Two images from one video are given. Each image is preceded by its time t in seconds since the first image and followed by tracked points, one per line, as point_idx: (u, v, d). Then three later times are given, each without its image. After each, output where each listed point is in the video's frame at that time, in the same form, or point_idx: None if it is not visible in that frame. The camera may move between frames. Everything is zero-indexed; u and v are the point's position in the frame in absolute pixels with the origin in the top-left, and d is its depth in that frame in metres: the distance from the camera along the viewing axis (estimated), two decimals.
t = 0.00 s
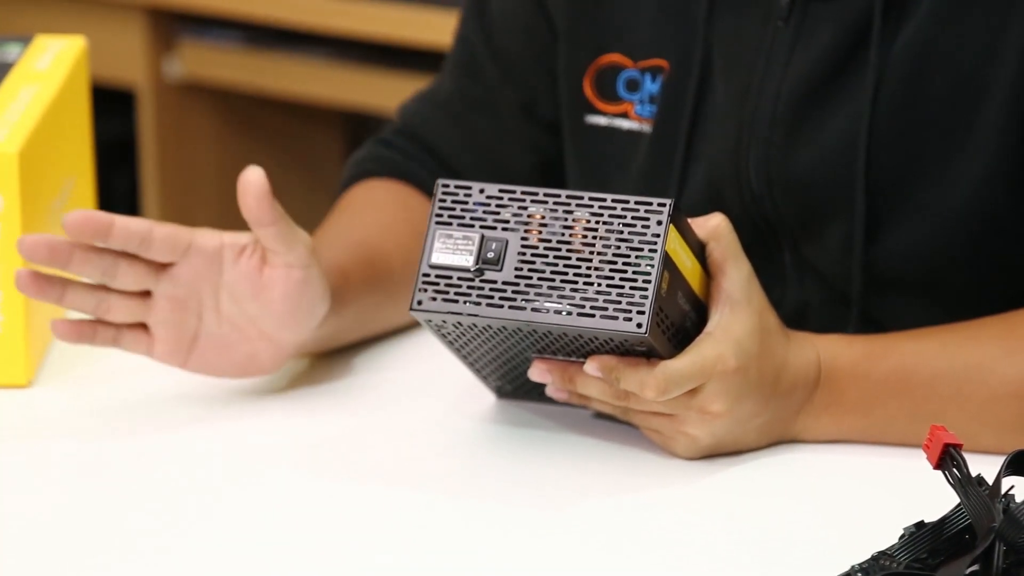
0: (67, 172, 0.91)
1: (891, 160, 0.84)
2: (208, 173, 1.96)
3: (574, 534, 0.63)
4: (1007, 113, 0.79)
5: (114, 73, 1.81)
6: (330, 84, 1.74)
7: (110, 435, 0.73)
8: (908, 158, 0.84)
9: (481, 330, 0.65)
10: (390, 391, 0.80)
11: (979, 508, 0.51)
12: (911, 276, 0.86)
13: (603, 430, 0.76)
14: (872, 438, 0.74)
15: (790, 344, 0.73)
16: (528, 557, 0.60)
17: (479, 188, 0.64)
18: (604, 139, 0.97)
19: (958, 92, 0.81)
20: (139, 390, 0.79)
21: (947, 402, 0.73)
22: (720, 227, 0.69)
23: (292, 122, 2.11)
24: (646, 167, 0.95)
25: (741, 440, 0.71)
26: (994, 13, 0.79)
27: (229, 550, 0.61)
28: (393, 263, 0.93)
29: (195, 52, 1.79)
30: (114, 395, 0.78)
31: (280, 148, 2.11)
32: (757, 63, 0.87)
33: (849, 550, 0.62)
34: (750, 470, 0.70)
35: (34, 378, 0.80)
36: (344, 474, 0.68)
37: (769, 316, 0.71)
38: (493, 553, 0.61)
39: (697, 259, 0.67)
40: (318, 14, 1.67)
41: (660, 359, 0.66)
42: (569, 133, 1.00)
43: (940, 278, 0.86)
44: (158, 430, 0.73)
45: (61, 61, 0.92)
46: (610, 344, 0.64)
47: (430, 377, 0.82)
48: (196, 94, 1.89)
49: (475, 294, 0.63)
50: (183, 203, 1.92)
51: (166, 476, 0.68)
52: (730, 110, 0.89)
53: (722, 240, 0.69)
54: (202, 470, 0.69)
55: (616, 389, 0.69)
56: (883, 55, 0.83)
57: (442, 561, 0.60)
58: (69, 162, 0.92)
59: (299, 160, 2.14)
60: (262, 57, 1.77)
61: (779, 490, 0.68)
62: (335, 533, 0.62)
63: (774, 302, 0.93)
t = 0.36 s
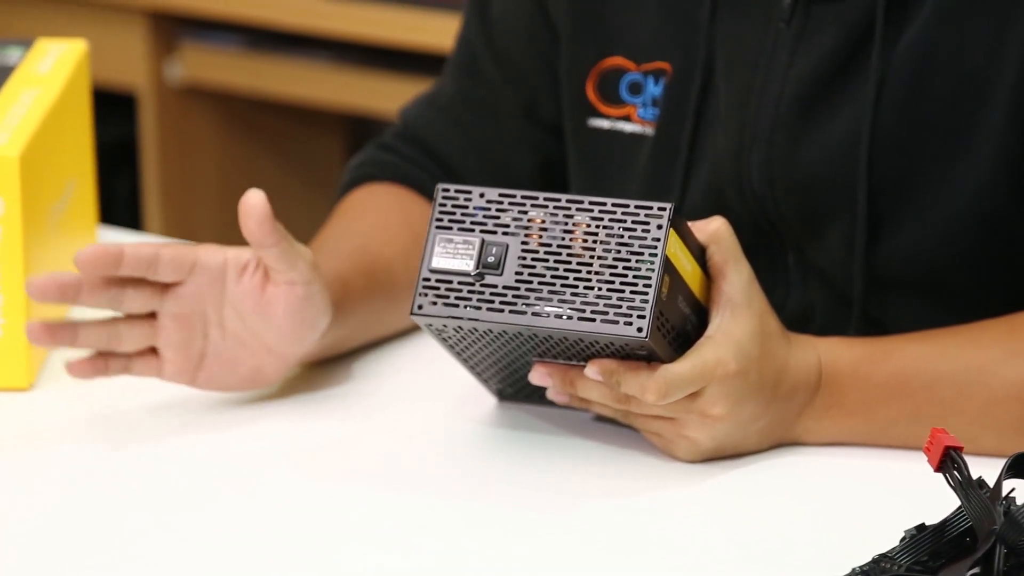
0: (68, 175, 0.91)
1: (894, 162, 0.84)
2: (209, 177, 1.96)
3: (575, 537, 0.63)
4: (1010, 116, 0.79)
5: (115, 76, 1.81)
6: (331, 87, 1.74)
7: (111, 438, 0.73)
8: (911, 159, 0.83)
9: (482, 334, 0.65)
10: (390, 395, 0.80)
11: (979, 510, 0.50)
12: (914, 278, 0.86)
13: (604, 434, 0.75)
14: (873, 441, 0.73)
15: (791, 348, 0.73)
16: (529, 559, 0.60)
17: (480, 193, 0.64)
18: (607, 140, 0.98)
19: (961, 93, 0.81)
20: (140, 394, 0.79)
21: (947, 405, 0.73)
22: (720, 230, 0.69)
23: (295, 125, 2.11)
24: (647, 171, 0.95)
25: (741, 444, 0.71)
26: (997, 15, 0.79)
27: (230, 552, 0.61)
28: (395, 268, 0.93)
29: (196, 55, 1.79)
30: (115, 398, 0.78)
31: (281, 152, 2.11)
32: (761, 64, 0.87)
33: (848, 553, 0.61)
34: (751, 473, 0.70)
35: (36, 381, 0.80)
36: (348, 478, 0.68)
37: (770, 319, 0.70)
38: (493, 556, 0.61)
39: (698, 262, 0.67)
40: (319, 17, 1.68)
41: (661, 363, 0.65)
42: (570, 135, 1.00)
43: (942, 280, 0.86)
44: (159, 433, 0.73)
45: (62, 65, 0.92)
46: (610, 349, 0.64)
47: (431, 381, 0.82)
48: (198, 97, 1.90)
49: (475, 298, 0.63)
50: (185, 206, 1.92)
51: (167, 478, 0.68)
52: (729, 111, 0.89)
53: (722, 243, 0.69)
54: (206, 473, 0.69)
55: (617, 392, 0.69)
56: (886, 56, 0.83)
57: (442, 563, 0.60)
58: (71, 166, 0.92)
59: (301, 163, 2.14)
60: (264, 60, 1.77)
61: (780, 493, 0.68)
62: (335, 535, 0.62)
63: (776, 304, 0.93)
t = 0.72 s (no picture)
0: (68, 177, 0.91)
1: (897, 163, 0.84)
2: (209, 177, 1.96)
3: (576, 537, 0.62)
4: (1011, 123, 0.78)
5: (115, 77, 1.81)
6: (331, 88, 1.74)
7: (111, 439, 0.73)
8: (914, 161, 0.83)
9: (489, 309, 0.65)
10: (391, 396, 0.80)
11: (980, 512, 0.50)
12: (917, 279, 0.86)
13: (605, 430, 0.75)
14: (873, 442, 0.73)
15: (793, 347, 0.73)
16: (529, 560, 0.60)
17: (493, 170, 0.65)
18: (608, 146, 0.98)
19: (965, 94, 0.81)
20: (140, 395, 0.79)
21: (947, 405, 0.72)
22: (728, 223, 0.70)
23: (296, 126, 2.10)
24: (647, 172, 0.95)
25: (741, 444, 0.71)
26: (999, 19, 0.79)
27: (231, 553, 0.61)
28: (399, 265, 0.93)
29: (195, 57, 1.79)
30: (116, 399, 0.78)
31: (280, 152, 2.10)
32: (765, 67, 0.87)
33: (849, 554, 0.61)
34: (751, 472, 0.70)
35: (37, 382, 0.80)
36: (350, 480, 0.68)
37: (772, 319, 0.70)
38: (494, 557, 0.61)
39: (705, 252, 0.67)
40: (318, 18, 1.68)
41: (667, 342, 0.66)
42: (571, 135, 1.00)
43: (945, 280, 0.86)
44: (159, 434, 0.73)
45: (63, 66, 0.92)
46: (618, 326, 0.64)
47: (431, 381, 0.82)
48: (198, 98, 1.90)
49: (484, 272, 0.63)
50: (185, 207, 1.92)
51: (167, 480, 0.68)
52: (735, 117, 0.89)
53: (730, 236, 0.70)
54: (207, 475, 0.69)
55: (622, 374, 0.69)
56: (890, 59, 0.83)
57: (443, 564, 0.60)
58: (71, 167, 0.92)
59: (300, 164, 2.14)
60: (263, 62, 1.77)
61: (781, 494, 0.68)
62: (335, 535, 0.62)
63: (781, 300, 0.94)
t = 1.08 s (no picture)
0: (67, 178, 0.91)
1: (894, 168, 0.84)
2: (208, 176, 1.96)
3: (574, 537, 0.62)
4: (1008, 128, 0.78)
5: (115, 77, 1.81)
6: (330, 88, 1.74)
7: (110, 439, 0.73)
8: (912, 165, 0.83)
9: (496, 274, 0.66)
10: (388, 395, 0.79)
11: (980, 514, 0.50)
12: (917, 280, 0.86)
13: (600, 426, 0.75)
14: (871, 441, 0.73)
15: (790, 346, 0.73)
16: (528, 560, 0.60)
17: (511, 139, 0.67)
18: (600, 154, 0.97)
19: (962, 99, 0.80)
20: (139, 395, 0.79)
21: (946, 405, 0.72)
22: (735, 215, 0.72)
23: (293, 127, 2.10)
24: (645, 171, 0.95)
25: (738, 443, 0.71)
26: (996, 24, 0.78)
27: (229, 553, 0.61)
28: (396, 265, 0.92)
29: (194, 57, 1.79)
30: (114, 399, 0.78)
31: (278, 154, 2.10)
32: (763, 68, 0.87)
33: (847, 554, 0.61)
34: (749, 471, 0.70)
35: (36, 383, 0.80)
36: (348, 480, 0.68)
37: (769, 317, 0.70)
38: (492, 557, 0.60)
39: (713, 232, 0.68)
40: (317, 19, 1.67)
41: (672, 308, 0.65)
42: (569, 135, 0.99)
43: (945, 282, 0.85)
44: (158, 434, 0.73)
45: (62, 67, 0.92)
46: (624, 293, 0.64)
47: (428, 381, 0.82)
48: (197, 98, 1.90)
49: (495, 230, 0.63)
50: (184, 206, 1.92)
51: (166, 480, 0.68)
52: (731, 119, 0.89)
53: (737, 224, 0.72)
54: (205, 475, 0.69)
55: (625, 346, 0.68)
56: (886, 62, 0.82)
57: (441, 564, 0.60)
58: (70, 168, 0.92)
59: (298, 163, 2.14)
60: (261, 62, 1.77)
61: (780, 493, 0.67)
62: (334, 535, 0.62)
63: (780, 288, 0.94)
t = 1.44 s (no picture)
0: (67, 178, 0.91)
1: (889, 164, 0.84)
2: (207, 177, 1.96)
3: (574, 539, 0.62)
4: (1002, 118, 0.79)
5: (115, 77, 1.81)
6: (328, 88, 1.74)
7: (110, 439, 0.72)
8: (906, 162, 0.83)
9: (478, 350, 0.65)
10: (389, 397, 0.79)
11: (979, 514, 0.50)
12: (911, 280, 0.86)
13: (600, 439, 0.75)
14: (870, 445, 0.73)
15: (787, 351, 0.73)
16: (527, 561, 0.60)
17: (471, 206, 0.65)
18: (603, 147, 0.97)
19: (958, 94, 0.81)
20: (139, 395, 0.79)
21: (945, 408, 0.72)
22: (713, 237, 0.68)
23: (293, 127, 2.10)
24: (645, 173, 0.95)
25: (737, 448, 0.71)
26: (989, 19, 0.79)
27: (229, 553, 0.61)
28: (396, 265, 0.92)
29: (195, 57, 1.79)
30: (114, 400, 0.78)
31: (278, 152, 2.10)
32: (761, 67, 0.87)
33: (847, 557, 0.61)
34: (749, 476, 0.70)
35: (36, 383, 0.80)
36: (348, 481, 0.68)
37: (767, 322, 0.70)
38: (491, 559, 0.60)
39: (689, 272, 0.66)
40: (316, 18, 1.68)
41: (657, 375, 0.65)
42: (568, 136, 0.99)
43: (939, 281, 0.85)
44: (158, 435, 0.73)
45: (61, 66, 0.92)
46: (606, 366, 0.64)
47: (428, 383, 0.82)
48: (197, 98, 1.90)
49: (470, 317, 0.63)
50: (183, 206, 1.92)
51: (165, 480, 0.68)
52: (727, 116, 0.89)
53: (715, 252, 0.68)
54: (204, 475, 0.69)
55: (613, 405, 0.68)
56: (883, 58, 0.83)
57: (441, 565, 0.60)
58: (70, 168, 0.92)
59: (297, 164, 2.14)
60: (261, 62, 1.77)
61: (779, 497, 0.67)
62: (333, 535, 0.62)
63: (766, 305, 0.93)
